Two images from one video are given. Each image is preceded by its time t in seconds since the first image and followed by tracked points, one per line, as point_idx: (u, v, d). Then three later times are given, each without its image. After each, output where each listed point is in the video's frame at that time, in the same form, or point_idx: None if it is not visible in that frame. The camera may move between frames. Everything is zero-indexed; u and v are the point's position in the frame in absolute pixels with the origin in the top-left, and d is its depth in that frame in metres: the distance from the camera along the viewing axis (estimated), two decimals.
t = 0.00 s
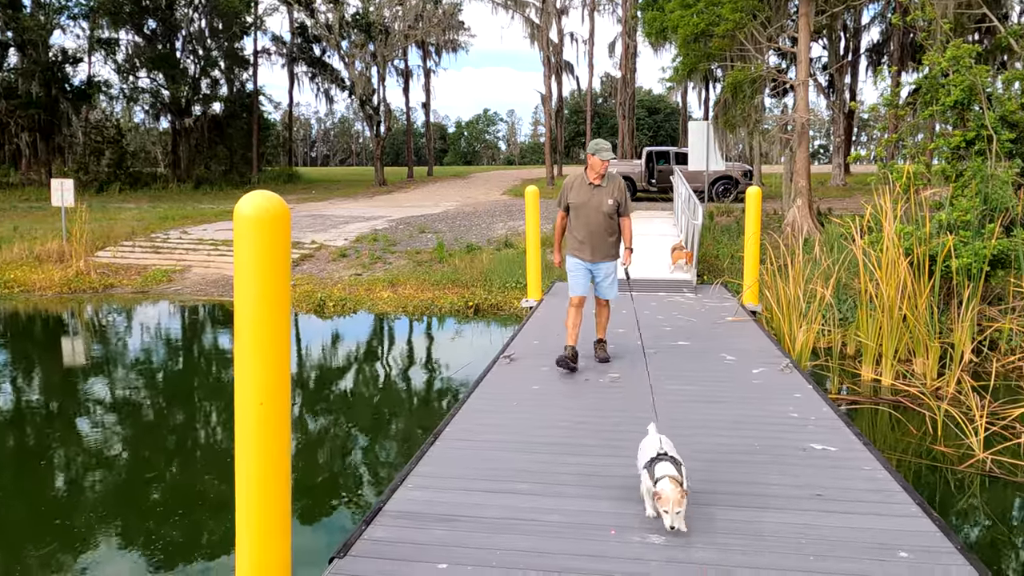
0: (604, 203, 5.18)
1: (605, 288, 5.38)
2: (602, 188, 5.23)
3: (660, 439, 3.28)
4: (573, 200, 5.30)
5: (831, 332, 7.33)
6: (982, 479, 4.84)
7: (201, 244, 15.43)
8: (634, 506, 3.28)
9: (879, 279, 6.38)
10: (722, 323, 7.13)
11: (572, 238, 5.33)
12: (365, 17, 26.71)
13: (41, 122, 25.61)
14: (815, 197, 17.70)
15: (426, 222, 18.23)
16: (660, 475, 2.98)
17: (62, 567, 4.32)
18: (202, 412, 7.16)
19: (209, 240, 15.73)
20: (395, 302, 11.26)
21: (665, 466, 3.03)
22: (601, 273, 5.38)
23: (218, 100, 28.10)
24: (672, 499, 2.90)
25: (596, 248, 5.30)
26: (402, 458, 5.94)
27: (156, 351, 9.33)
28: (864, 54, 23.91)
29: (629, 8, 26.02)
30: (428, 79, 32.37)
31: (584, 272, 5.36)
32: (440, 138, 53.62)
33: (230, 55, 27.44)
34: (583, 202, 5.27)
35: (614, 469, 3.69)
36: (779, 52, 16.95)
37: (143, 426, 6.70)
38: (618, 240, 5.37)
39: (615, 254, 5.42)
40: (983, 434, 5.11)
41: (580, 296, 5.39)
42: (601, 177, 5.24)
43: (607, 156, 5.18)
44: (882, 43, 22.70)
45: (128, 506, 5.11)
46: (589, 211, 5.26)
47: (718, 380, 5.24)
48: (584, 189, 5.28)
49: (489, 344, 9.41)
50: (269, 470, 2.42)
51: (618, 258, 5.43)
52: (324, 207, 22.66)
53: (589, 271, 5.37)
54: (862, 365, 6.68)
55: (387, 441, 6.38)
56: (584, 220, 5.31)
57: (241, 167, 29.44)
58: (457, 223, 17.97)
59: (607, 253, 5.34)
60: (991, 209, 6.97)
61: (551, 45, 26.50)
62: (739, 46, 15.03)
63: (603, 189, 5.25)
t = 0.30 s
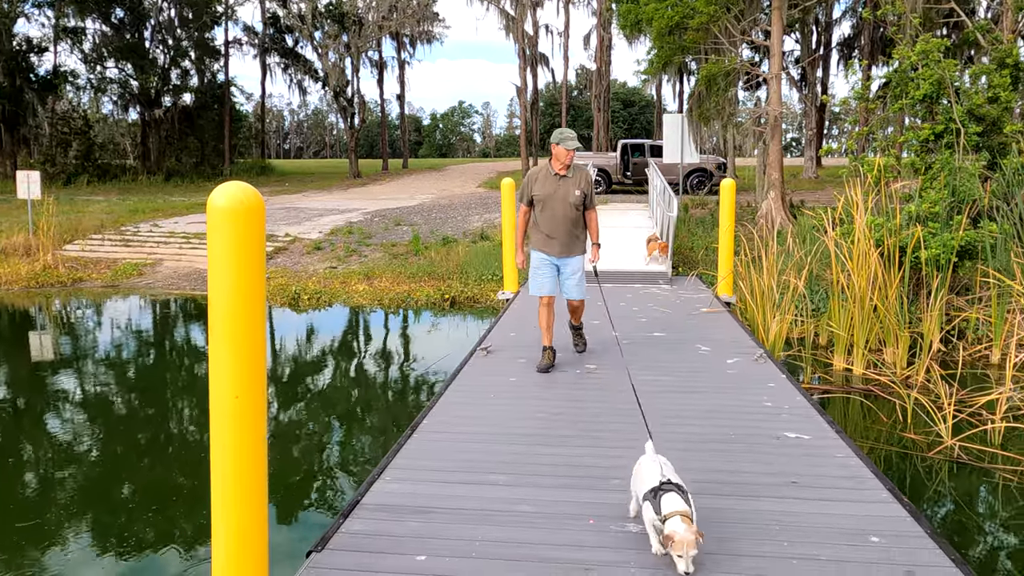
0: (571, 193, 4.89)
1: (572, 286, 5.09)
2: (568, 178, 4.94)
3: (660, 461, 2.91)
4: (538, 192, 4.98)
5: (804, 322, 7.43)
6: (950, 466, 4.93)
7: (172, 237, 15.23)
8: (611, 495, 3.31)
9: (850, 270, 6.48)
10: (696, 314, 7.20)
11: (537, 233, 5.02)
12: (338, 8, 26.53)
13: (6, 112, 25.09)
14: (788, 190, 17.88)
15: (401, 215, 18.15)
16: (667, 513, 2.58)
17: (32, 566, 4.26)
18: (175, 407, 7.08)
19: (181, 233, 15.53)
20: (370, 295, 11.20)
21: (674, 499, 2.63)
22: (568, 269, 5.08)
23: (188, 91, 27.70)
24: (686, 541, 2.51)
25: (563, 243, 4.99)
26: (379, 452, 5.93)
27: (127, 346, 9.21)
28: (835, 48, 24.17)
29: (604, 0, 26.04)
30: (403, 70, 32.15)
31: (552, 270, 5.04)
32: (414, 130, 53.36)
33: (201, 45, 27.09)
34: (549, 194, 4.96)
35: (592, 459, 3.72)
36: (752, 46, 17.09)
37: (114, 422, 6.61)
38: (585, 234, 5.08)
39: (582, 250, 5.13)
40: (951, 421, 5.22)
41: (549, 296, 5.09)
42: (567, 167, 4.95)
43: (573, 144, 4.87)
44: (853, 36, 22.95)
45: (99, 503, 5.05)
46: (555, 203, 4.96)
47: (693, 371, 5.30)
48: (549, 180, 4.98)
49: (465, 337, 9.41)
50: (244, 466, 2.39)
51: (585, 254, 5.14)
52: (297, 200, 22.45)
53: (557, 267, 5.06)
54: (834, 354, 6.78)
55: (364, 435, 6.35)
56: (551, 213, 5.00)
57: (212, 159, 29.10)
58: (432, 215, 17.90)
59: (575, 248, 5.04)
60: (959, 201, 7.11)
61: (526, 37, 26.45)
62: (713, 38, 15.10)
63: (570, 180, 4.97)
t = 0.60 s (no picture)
0: (546, 186, 4.81)
1: (545, 278, 4.94)
2: (543, 171, 4.86)
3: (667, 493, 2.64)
4: (512, 185, 4.90)
5: (781, 315, 7.50)
6: (923, 455, 5.02)
7: (147, 232, 15.05)
8: (591, 487, 3.33)
9: (826, 263, 6.56)
10: (675, 307, 7.26)
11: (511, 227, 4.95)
12: None
13: None
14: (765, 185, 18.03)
15: (380, 209, 18.07)
16: (677, 553, 2.30)
17: (5, 566, 4.20)
18: (151, 404, 7.01)
19: (156, 228, 15.35)
20: (349, 290, 11.15)
21: (679, 533, 2.35)
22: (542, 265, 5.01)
23: (162, 84, 27.33)
24: None
25: (537, 238, 4.93)
26: (359, 448, 5.91)
27: (101, 343, 9.09)
28: (811, 44, 24.36)
29: None
30: (381, 64, 31.95)
31: (526, 266, 5.00)
32: (393, 124, 53.09)
33: (175, 37, 26.75)
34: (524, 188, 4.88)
35: (571, 452, 3.74)
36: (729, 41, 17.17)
37: (88, 420, 6.53)
38: (561, 228, 5.01)
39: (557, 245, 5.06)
40: (924, 412, 5.30)
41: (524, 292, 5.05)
42: (541, 159, 4.87)
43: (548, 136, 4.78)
44: (829, 32, 23.15)
45: (73, 502, 4.99)
46: (530, 197, 4.88)
47: (672, 364, 5.34)
48: (524, 173, 4.89)
49: (445, 331, 9.40)
50: (221, 462, 2.36)
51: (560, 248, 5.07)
52: (275, 194, 22.25)
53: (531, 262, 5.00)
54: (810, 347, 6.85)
55: (343, 431, 6.33)
56: (525, 207, 4.93)
57: (187, 153, 28.75)
58: (411, 210, 17.83)
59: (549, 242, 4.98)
60: (932, 194, 7.21)
61: (504, 31, 26.38)
62: (691, 34, 15.14)
63: (545, 172, 4.88)
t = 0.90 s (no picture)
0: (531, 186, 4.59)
1: (527, 282, 4.70)
2: (529, 169, 4.64)
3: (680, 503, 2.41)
4: (496, 184, 4.68)
5: (762, 310, 7.55)
6: (901, 447, 5.07)
7: (126, 228, 14.89)
8: (574, 481, 3.34)
9: (807, 258, 6.61)
10: (657, 302, 7.29)
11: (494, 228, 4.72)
12: None
13: None
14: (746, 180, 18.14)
15: (362, 204, 17.99)
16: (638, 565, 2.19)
17: None
18: (131, 403, 6.94)
19: (135, 223, 15.19)
20: (331, 286, 11.10)
21: (657, 551, 2.19)
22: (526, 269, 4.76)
23: (140, 78, 27.06)
24: None
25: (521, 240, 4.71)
26: (341, 445, 5.89)
27: (80, 340, 8.98)
28: (792, 40, 24.50)
29: None
30: (363, 59, 31.79)
31: (509, 270, 4.79)
32: (375, 119, 52.90)
33: (154, 31, 26.48)
34: (508, 187, 4.66)
35: (554, 446, 3.75)
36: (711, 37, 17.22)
37: (67, 418, 6.45)
38: (547, 230, 4.78)
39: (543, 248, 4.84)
40: (903, 404, 5.36)
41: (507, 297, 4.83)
42: (528, 157, 4.66)
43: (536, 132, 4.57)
44: (809, 28, 23.32)
45: (51, 501, 4.94)
46: (515, 196, 4.66)
47: (654, 358, 5.36)
48: (509, 171, 4.67)
49: (427, 327, 9.38)
50: (201, 460, 2.35)
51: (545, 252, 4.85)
52: (256, 190, 22.09)
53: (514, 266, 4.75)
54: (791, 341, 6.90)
55: (326, 428, 6.30)
56: (509, 207, 4.70)
57: (167, 148, 28.46)
58: (394, 205, 17.77)
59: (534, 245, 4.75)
60: (910, 190, 7.29)
61: (487, 26, 26.33)
62: (673, 29, 15.17)
63: (531, 171, 4.67)
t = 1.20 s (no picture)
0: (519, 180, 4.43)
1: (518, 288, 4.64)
2: (516, 163, 4.49)
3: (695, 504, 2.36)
4: (482, 177, 4.53)
5: (747, 307, 7.59)
6: (885, 441, 5.13)
7: (108, 226, 14.75)
8: (560, 479, 3.34)
9: (791, 255, 6.65)
10: (643, 299, 7.32)
11: (481, 224, 4.58)
12: None
13: None
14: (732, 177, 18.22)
15: (348, 202, 17.92)
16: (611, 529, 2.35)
17: None
18: (115, 402, 6.89)
19: (117, 222, 15.05)
20: (317, 284, 11.05)
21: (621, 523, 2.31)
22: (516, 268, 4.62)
23: (123, 75, 26.80)
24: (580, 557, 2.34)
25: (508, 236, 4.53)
26: (327, 444, 5.86)
27: (62, 340, 8.90)
28: (777, 38, 24.62)
29: None
30: (348, 56, 31.64)
31: (496, 266, 4.59)
32: (361, 117, 52.68)
33: (136, 27, 26.24)
34: (494, 181, 4.51)
35: (541, 444, 3.75)
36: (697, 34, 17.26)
37: (49, 419, 6.39)
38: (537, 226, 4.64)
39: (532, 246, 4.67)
40: (886, 400, 5.40)
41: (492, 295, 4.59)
42: (515, 150, 4.51)
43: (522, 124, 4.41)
44: (793, 26, 23.45)
45: (34, 503, 4.89)
46: (502, 191, 4.51)
47: (640, 355, 5.37)
48: (495, 164, 4.52)
49: (414, 325, 9.37)
50: (185, 461, 2.33)
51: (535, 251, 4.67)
52: (241, 188, 21.94)
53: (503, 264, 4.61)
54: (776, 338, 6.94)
55: (312, 426, 6.28)
56: (496, 203, 4.55)
57: (150, 146, 28.19)
58: (380, 203, 17.71)
59: (522, 242, 4.57)
60: (893, 187, 7.37)
61: (473, 23, 26.27)
62: (659, 26, 15.19)
63: (519, 165, 4.52)
